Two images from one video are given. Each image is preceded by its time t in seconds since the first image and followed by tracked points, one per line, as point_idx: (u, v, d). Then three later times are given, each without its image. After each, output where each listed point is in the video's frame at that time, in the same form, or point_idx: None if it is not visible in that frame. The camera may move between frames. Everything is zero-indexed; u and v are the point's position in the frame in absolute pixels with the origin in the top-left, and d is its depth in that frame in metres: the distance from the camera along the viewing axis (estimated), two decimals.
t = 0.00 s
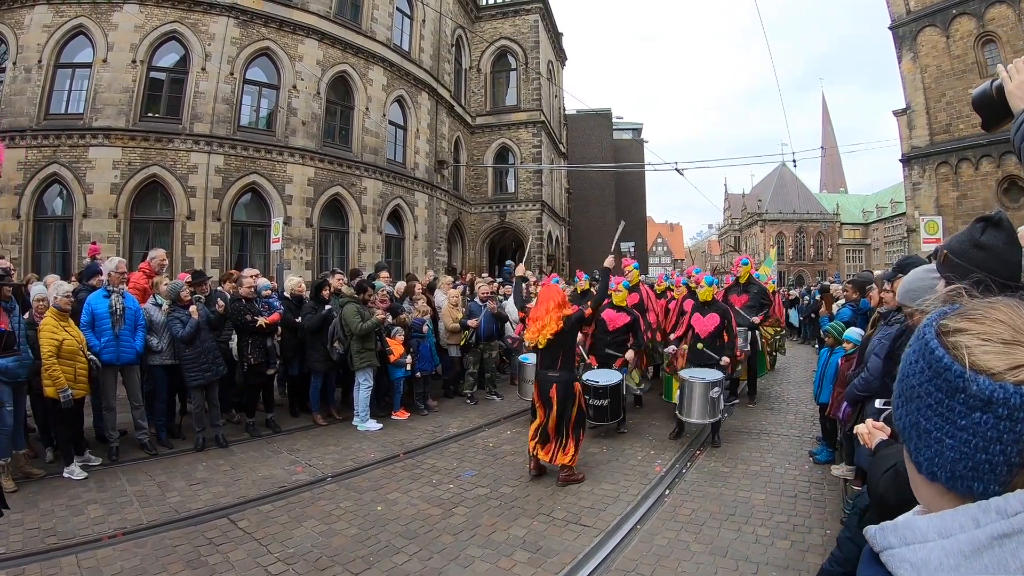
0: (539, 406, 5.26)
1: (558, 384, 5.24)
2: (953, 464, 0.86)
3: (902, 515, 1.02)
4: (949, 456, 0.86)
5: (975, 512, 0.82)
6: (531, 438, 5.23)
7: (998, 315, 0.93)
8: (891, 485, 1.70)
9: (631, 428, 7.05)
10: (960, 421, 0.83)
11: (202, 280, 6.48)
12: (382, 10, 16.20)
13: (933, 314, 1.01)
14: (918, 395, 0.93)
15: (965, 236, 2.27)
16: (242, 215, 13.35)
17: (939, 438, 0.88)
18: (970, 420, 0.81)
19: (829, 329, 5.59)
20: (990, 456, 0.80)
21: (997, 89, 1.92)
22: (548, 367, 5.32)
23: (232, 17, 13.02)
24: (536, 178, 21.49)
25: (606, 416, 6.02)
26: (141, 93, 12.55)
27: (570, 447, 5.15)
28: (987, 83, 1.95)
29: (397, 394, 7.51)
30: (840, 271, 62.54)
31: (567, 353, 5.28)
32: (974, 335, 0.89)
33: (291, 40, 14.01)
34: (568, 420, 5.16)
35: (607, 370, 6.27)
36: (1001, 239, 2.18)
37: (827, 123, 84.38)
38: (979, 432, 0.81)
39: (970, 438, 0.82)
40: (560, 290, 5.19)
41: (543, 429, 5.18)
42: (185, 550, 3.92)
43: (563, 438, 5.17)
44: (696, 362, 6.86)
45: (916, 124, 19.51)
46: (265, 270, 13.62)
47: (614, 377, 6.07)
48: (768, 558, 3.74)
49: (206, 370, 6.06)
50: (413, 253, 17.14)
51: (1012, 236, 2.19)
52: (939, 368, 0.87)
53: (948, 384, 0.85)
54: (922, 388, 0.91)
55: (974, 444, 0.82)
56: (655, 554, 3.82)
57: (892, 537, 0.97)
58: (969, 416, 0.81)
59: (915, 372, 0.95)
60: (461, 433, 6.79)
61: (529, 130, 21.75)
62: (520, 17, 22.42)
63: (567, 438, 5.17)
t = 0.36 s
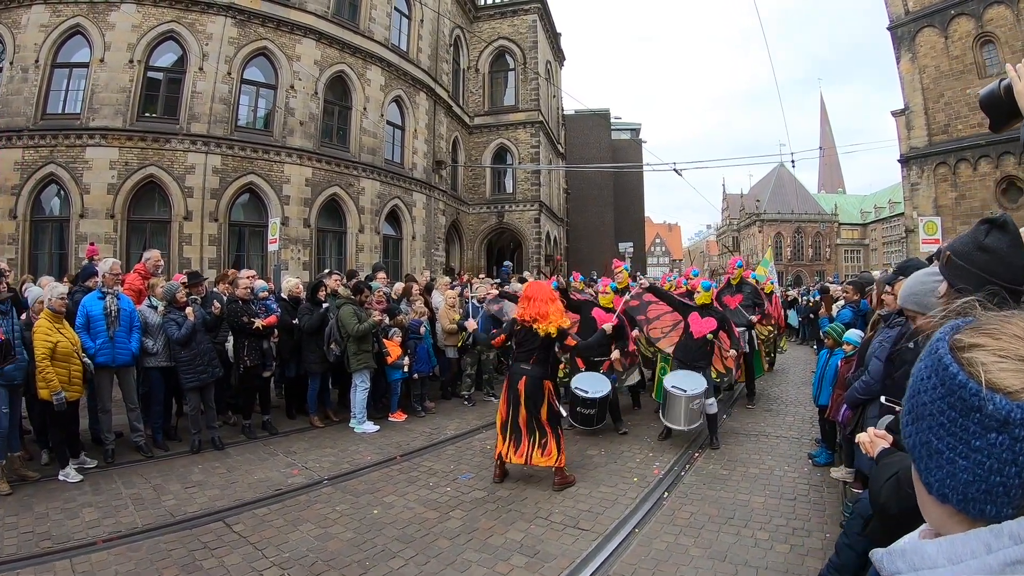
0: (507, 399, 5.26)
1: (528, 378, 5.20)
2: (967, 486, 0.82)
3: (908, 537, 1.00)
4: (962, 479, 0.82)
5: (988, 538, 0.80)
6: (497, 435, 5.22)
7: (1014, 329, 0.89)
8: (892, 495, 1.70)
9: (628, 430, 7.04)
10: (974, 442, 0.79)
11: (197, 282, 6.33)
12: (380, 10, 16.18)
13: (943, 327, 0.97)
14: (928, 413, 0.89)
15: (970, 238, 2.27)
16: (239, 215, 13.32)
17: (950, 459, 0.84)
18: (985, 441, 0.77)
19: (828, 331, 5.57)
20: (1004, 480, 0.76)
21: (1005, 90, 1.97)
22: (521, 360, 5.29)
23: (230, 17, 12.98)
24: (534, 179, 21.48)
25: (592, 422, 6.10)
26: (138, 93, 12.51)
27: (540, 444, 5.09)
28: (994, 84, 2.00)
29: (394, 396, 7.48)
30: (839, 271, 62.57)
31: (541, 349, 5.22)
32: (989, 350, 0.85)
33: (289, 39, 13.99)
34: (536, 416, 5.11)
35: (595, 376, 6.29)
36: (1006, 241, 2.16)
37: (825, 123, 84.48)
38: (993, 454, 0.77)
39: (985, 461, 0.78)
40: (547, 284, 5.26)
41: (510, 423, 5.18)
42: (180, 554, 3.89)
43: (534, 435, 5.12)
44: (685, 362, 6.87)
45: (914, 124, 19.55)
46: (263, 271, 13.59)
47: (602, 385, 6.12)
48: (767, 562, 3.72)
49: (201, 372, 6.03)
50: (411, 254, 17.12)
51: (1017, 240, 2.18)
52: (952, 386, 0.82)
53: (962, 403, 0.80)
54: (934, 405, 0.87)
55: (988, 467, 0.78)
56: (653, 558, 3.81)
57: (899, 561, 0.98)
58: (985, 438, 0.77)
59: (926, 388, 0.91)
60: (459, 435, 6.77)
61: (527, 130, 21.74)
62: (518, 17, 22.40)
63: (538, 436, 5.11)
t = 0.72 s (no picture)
0: (513, 400, 5.18)
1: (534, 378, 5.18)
2: (953, 493, 0.81)
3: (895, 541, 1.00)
4: (947, 486, 0.81)
5: (973, 544, 0.79)
6: (504, 435, 5.07)
7: (1001, 334, 0.88)
8: (889, 494, 1.69)
9: (626, 430, 7.04)
10: (960, 449, 0.78)
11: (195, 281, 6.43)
12: (378, 10, 16.17)
13: (931, 331, 0.97)
14: (914, 419, 0.88)
15: (964, 239, 2.26)
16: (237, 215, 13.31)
17: (936, 465, 0.83)
18: (971, 448, 0.76)
19: (826, 330, 5.58)
20: (989, 486, 0.75)
21: (1002, 90, 1.98)
22: (526, 359, 5.27)
23: (227, 16, 12.97)
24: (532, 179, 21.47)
25: (594, 417, 6.06)
26: (136, 93, 12.49)
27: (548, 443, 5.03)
28: (990, 84, 2.00)
29: (392, 396, 7.48)
30: (837, 271, 62.66)
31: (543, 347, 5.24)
32: (975, 355, 0.84)
33: (287, 39, 13.97)
34: (544, 416, 5.06)
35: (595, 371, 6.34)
36: (1000, 240, 2.17)
37: (823, 123, 84.60)
38: (979, 462, 0.76)
39: (970, 468, 0.77)
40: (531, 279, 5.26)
41: (518, 423, 5.09)
42: (176, 554, 3.88)
43: (541, 435, 5.06)
44: (690, 363, 6.86)
45: (912, 125, 19.61)
46: (260, 271, 13.57)
47: (599, 379, 6.12)
48: (764, 562, 3.72)
49: (198, 372, 6.01)
50: (408, 254, 17.12)
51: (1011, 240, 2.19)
52: (938, 393, 0.81)
53: (948, 409, 0.79)
54: (919, 411, 0.86)
55: (974, 474, 0.77)
56: (650, 558, 3.80)
57: (885, 567, 0.97)
58: (971, 445, 0.76)
59: (912, 394, 0.90)
60: (456, 435, 6.77)
61: (525, 130, 21.74)
62: (516, 17, 22.38)
63: (546, 437, 5.06)
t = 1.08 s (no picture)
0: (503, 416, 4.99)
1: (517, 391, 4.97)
2: (944, 503, 0.80)
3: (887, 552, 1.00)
4: (938, 497, 0.81)
5: (963, 554, 0.79)
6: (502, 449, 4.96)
7: (997, 348, 0.88)
8: (884, 498, 1.67)
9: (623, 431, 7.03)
10: (951, 461, 0.77)
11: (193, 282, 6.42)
12: (375, 10, 16.16)
13: (925, 343, 0.97)
14: (908, 430, 0.87)
15: (955, 244, 2.26)
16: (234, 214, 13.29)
17: (927, 475, 0.82)
18: (962, 460, 0.75)
19: (823, 332, 5.58)
20: (981, 497, 0.74)
21: (998, 95, 1.99)
22: (505, 372, 5.07)
23: (225, 16, 12.95)
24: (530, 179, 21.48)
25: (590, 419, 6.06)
26: (133, 93, 12.46)
27: (544, 451, 4.93)
28: (987, 89, 2.01)
29: (389, 397, 7.46)
30: (834, 271, 62.71)
31: (521, 359, 5.02)
32: (967, 368, 0.84)
33: (284, 39, 13.96)
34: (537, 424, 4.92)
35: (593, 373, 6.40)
36: (991, 246, 2.17)
37: (821, 123, 84.61)
38: (968, 473, 0.75)
39: (961, 479, 0.76)
40: (520, 287, 5.01)
41: (513, 437, 4.93)
42: (173, 556, 3.86)
43: (536, 444, 4.94)
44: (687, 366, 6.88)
45: (910, 125, 19.64)
46: (257, 271, 13.55)
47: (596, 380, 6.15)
48: (760, 564, 3.71)
49: (195, 373, 5.99)
50: (406, 254, 17.10)
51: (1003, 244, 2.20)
52: (930, 406, 0.80)
53: (939, 420, 0.79)
54: (912, 422, 0.85)
55: (963, 485, 0.77)
56: (646, 559, 3.80)
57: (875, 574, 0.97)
58: (961, 458, 0.76)
59: (906, 406, 0.89)
60: (453, 436, 6.77)
61: (523, 130, 21.75)
62: (514, 17, 22.37)
63: (541, 443, 4.95)
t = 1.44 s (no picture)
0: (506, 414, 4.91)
1: (522, 389, 4.86)
2: (970, 527, 0.79)
3: None
4: (966, 520, 0.80)
5: None
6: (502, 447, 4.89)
7: None
8: (886, 510, 1.69)
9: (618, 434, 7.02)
10: (979, 485, 0.77)
11: (188, 284, 6.39)
12: (372, 10, 16.14)
13: (951, 363, 0.94)
14: (934, 452, 0.85)
15: (959, 253, 2.26)
16: (231, 215, 13.25)
17: (953, 498, 0.81)
18: (990, 484, 0.75)
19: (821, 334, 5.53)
20: (1008, 521, 0.74)
21: (1002, 104, 1.97)
22: (512, 369, 4.99)
23: (221, 16, 12.91)
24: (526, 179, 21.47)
25: (598, 428, 6.07)
26: (129, 93, 12.42)
27: (541, 459, 4.74)
28: (991, 98, 2.00)
29: (385, 399, 7.45)
30: (830, 271, 62.86)
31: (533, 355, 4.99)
32: (998, 391, 0.82)
33: (281, 39, 13.93)
34: (537, 429, 4.77)
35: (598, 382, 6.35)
36: (995, 256, 2.17)
37: (818, 124, 84.81)
38: (996, 497, 0.75)
39: (989, 503, 0.76)
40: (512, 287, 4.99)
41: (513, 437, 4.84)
42: (170, 561, 3.84)
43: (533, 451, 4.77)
44: (690, 369, 6.85)
45: (906, 126, 19.68)
46: (253, 272, 13.51)
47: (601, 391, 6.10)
48: (757, 567, 3.71)
49: (191, 376, 5.95)
50: (402, 254, 17.07)
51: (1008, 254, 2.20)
52: (962, 430, 0.78)
53: (968, 443, 0.77)
54: (939, 444, 0.83)
55: (990, 509, 0.76)
56: (644, 564, 3.79)
57: None
58: (990, 482, 0.75)
59: (932, 426, 0.87)
60: (450, 439, 6.75)
61: (520, 130, 21.74)
62: (511, 17, 22.36)
63: (539, 451, 4.77)
